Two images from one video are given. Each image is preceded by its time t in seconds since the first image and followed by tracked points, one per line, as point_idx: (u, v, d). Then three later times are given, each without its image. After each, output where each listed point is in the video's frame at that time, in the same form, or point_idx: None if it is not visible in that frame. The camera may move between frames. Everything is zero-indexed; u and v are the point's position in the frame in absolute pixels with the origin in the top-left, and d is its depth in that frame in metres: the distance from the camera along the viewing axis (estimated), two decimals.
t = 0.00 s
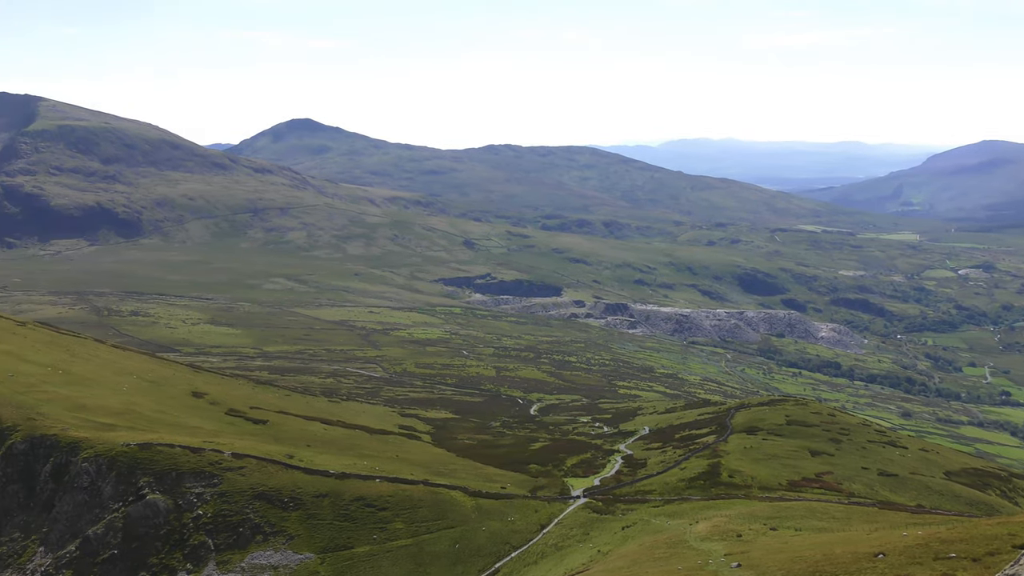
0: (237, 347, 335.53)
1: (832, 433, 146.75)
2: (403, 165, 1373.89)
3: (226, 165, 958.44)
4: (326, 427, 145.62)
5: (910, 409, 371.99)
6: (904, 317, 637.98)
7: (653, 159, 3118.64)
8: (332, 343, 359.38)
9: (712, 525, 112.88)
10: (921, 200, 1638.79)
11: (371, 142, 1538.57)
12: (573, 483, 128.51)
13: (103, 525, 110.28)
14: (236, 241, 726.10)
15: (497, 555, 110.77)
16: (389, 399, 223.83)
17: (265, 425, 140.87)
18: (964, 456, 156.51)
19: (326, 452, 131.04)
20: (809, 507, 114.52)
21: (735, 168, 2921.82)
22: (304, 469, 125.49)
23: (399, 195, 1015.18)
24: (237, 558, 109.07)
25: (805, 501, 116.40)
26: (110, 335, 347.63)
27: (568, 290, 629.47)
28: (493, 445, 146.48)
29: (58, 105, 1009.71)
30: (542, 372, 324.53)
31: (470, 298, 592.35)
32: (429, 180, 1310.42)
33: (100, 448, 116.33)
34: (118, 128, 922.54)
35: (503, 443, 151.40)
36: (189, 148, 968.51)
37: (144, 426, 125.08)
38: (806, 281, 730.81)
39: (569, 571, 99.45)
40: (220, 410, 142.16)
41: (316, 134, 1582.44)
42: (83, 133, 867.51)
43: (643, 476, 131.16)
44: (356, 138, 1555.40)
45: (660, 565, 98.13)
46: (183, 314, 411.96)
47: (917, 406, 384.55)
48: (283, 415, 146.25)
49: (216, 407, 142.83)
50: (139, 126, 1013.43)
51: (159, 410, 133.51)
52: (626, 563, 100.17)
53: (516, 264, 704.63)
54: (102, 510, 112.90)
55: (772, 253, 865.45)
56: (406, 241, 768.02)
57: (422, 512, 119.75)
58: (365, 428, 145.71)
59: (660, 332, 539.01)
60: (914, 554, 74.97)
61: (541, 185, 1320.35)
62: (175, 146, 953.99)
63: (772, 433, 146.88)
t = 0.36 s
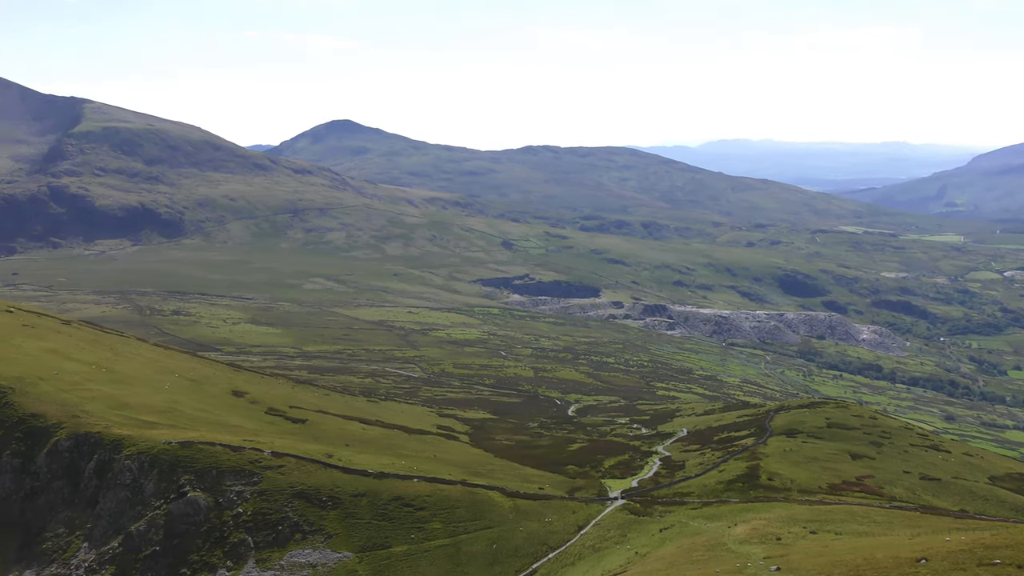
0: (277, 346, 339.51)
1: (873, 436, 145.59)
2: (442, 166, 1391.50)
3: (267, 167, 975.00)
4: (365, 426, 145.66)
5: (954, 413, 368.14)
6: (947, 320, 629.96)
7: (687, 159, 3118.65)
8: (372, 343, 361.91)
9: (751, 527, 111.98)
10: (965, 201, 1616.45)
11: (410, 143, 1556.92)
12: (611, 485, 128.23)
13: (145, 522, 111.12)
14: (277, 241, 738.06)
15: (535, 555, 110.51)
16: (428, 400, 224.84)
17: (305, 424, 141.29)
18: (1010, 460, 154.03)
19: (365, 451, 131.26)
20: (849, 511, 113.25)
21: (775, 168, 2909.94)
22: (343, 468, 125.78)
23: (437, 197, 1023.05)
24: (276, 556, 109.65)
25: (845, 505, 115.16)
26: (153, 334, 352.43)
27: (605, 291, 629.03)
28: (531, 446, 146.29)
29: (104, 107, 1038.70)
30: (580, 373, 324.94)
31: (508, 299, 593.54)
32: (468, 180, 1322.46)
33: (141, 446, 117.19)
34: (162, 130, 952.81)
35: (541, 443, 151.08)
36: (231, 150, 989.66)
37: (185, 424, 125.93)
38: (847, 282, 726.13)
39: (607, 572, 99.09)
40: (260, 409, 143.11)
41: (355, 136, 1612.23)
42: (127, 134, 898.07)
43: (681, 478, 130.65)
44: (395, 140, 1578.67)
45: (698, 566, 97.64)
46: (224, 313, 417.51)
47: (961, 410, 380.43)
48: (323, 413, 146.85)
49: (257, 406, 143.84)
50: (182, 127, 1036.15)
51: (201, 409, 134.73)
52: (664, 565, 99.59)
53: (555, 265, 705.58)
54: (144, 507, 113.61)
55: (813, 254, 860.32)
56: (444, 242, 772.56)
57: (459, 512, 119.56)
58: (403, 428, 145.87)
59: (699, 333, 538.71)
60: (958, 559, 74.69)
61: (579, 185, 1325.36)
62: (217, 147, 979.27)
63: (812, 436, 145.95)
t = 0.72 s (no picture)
0: (314, 344, 342.23)
1: (913, 439, 144.07)
2: (479, 167, 1403.44)
3: (305, 167, 984.45)
4: (401, 425, 145.36)
5: (996, 417, 363.14)
6: (990, 323, 620.16)
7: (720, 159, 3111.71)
8: (408, 342, 363.73)
9: (788, 530, 110.84)
10: (1009, 202, 1587.80)
11: (447, 144, 1571.65)
12: (647, 486, 127.66)
13: (184, 518, 111.79)
14: (314, 241, 745.53)
15: (570, 556, 109.94)
16: (465, 399, 225.22)
17: (343, 423, 141.27)
18: None
19: (401, 450, 130.99)
20: (888, 514, 111.92)
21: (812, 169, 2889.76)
22: (379, 467, 125.44)
23: (474, 197, 1026.62)
24: (313, 553, 110.03)
25: (884, 508, 113.88)
26: (193, 333, 355.59)
27: (642, 291, 628.42)
28: (567, 446, 145.72)
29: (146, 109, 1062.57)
30: (616, 374, 324.44)
31: (545, 299, 593.97)
32: (505, 180, 1326.17)
33: (180, 443, 117.81)
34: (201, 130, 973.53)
35: (577, 444, 150.48)
36: (270, 150, 1001.15)
37: (223, 421, 126.49)
38: (886, 284, 719.22)
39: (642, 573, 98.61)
40: (298, 408, 143.46)
41: (392, 137, 1635.02)
42: (168, 134, 919.88)
43: (718, 480, 129.78)
44: (432, 140, 1596.12)
45: (734, 568, 97.01)
46: (263, 313, 421.66)
47: (1003, 414, 374.93)
48: (358, 411, 147.01)
49: (293, 404, 144.17)
50: (222, 127, 1053.85)
51: (239, 407, 135.29)
52: (699, 566, 98.86)
53: (591, 266, 705.58)
54: (182, 504, 113.98)
55: (852, 255, 852.87)
56: (481, 242, 774.34)
57: (495, 511, 118.97)
58: (439, 427, 145.56)
59: (736, 334, 536.49)
60: (1001, 566, 74.29)
61: (616, 186, 1325.41)
62: (256, 147, 993.42)
63: (851, 438, 144.66)
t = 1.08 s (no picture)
0: (354, 345, 344.22)
1: (958, 445, 142.17)
2: (519, 167, 1411.78)
3: (345, 168, 996.21)
4: (440, 426, 145.18)
5: None
6: None
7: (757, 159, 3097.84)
8: (448, 344, 365.31)
9: (829, 535, 109.51)
10: None
11: (487, 145, 1584.66)
12: (687, 489, 126.97)
13: (226, 517, 112.30)
14: (355, 241, 751.73)
15: (609, 558, 109.43)
16: (504, 400, 225.42)
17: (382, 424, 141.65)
18: None
19: (440, 451, 130.98)
20: (932, 521, 110.20)
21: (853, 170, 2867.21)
22: (419, 468, 125.55)
23: (514, 199, 1028.78)
24: (352, 553, 110.32)
25: (928, 515, 112.31)
26: (235, 333, 358.96)
27: (682, 293, 627.15)
28: (607, 449, 145.28)
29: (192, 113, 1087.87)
30: (655, 376, 323.63)
31: (584, 301, 594.61)
32: (546, 182, 1326.74)
33: (223, 442, 118.73)
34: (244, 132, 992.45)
35: (617, 446, 150.00)
36: (312, 151, 1012.49)
37: (265, 421, 127.27)
38: (931, 287, 709.22)
39: None
40: (338, 408, 144.18)
41: (432, 137, 1654.67)
42: (211, 136, 940.53)
43: (758, 484, 128.91)
44: (471, 141, 1611.81)
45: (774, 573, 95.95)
46: (304, 313, 425.58)
47: None
48: (398, 412, 147.43)
49: (333, 404, 144.94)
50: (264, 129, 1070.29)
51: (280, 406, 136.31)
52: (739, 571, 97.79)
53: (631, 268, 705.06)
54: (224, 502, 114.55)
55: (896, 258, 842.80)
56: (522, 244, 774.89)
57: (533, 513, 118.62)
58: (478, 428, 145.63)
59: (778, 337, 533.15)
60: None
61: (655, 188, 1323.59)
62: (298, 148, 1005.69)
63: (895, 443, 143.12)
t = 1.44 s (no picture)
0: (393, 345, 346.31)
1: (1004, 449, 140.21)
2: (558, 169, 1426.51)
3: (385, 169, 1016.63)
4: (480, 427, 144.92)
5: None
6: None
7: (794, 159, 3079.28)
8: (487, 345, 365.60)
9: (872, 540, 107.90)
10: None
11: (524, 146, 1600.09)
12: (726, 492, 126.10)
13: (265, 515, 112.66)
14: (395, 242, 763.47)
15: (647, 561, 108.68)
16: (543, 403, 224.89)
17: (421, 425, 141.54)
18: None
19: (479, 452, 130.82)
20: (978, 527, 108.31)
21: (895, 171, 2835.39)
22: (457, 469, 125.50)
23: (553, 200, 1029.60)
24: (390, 553, 110.31)
25: (973, 521, 110.46)
26: (275, 333, 362.67)
27: (722, 295, 624.85)
28: (645, 451, 144.54)
29: (234, 116, 1114.55)
30: (695, 379, 322.50)
31: (624, 303, 595.19)
32: (585, 183, 1346.66)
33: (263, 441, 119.42)
34: (286, 134, 1018.43)
35: (655, 448, 149.22)
36: (353, 154, 1035.69)
37: (304, 421, 127.70)
38: (976, 290, 696.36)
39: None
40: (377, 408, 144.49)
41: (471, 138, 1678.09)
42: (254, 138, 967.78)
43: (799, 487, 127.77)
44: (509, 142, 1627.66)
45: None
46: (343, 313, 428.71)
47: None
48: (437, 412, 147.51)
49: (372, 404, 145.31)
50: (305, 130, 1088.48)
51: (319, 407, 136.80)
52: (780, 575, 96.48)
53: (671, 270, 703.92)
54: (264, 501, 115.03)
55: (940, 260, 830.57)
56: (561, 245, 776.36)
57: (572, 515, 117.96)
58: (517, 429, 145.54)
59: (819, 340, 529.42)
60: None
61: (697, 189, 1322.41)
62: (338, 151, 1029.32)
63: (938, 447, 141.62)
